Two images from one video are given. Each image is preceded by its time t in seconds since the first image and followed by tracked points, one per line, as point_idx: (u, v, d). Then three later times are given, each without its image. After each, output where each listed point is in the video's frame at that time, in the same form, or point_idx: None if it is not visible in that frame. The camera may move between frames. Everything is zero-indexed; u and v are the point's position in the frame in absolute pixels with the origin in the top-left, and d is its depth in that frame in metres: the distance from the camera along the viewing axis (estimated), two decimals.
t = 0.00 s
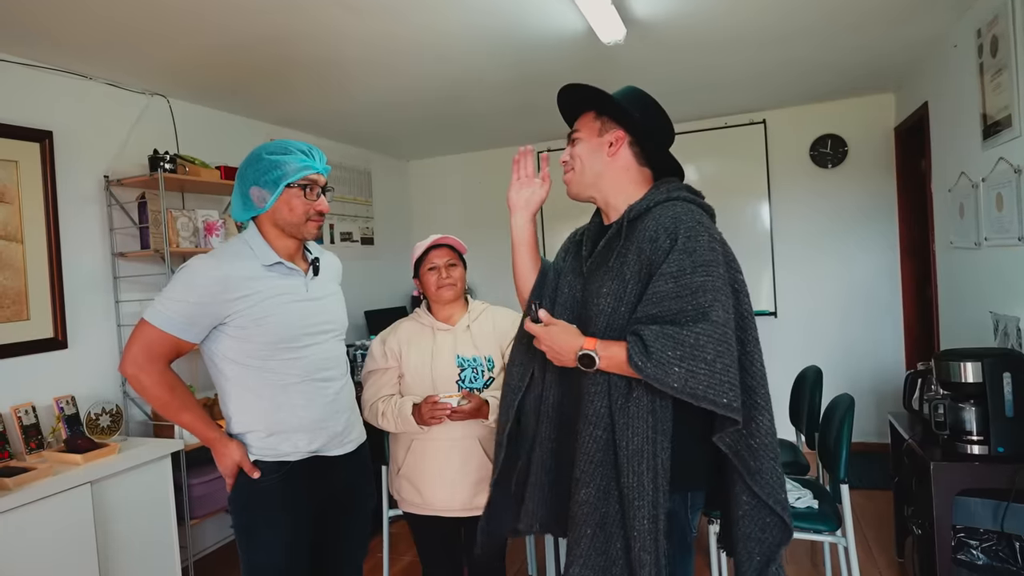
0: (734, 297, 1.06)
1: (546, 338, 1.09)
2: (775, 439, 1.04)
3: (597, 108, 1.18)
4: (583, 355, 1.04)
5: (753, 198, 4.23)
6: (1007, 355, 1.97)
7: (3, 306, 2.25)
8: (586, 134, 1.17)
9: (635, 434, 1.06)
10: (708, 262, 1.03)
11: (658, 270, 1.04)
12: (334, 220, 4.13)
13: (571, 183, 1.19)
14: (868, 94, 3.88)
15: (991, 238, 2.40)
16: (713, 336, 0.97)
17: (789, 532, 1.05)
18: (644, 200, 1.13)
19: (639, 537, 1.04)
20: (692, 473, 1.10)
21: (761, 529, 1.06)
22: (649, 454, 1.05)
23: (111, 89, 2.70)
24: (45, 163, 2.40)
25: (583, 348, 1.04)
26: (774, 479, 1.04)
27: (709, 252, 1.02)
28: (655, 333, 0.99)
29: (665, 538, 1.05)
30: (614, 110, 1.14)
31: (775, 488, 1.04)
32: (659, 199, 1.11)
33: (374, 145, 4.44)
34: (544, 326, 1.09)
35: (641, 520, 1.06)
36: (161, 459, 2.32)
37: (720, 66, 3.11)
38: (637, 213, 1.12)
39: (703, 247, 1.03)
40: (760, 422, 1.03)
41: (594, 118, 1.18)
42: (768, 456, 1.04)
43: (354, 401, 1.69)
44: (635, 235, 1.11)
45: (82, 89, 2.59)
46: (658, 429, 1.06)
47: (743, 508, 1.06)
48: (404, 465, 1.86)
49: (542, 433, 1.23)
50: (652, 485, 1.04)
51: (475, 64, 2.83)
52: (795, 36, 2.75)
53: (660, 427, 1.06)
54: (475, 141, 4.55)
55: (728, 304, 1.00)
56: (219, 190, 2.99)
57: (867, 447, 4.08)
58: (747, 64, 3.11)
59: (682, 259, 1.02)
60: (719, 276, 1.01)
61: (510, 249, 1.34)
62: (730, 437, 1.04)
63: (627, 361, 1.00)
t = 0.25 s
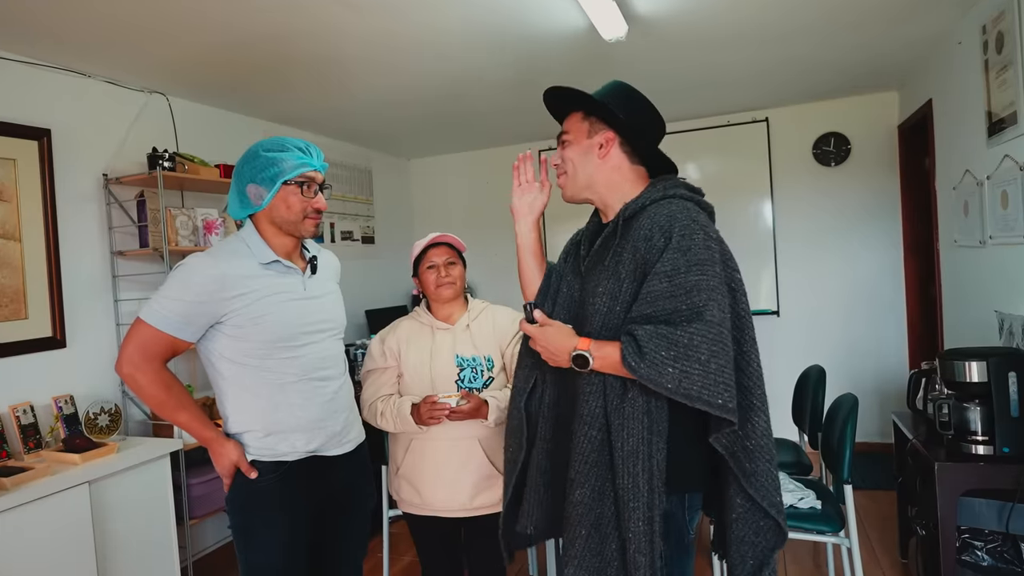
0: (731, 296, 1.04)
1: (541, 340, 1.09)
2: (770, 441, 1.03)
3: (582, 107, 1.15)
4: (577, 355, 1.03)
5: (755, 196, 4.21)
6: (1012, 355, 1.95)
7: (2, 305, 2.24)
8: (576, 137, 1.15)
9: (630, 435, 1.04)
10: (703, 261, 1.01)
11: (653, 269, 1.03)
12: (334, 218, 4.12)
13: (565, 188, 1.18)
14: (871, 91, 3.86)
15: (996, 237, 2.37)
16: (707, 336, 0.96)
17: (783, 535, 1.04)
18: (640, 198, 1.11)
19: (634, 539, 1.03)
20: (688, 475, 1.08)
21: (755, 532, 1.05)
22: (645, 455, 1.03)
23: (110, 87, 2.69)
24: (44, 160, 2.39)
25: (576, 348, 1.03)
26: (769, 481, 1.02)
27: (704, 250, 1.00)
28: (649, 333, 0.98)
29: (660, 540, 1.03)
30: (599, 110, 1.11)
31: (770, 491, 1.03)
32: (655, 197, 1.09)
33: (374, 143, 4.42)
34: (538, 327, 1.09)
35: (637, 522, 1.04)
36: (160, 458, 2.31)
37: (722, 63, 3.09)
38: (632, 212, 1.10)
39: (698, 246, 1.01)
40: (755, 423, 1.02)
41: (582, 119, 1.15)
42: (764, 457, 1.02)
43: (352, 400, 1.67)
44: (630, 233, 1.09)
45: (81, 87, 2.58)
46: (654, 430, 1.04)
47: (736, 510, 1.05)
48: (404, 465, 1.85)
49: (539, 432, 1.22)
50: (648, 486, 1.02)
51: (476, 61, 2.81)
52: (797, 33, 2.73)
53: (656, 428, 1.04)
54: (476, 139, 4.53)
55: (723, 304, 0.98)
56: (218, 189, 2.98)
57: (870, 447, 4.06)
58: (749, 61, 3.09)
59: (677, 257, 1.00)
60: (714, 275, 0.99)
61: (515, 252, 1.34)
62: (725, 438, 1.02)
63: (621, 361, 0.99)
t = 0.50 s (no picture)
0: (727, 294, 1.04)
1: (538, 340, 1.09)
2: (765, 438, 1.03)
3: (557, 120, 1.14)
4: (575, 356, 1.03)
5: (757, 195, 4.20)
6: (1016, 355, 1.94)
7: (2, 303, 2.24)
8: (556, 151, 1.15)
9: (629, 435, 1.03)
10: (698, 259, 1.00)
11: (647, 269, 1.02)
12: (335, 217, 4.11)
13: (557, 202, 1.19)
14: (874, 90, 3.85)
15: (999, 235, 2.36)
16: (702, 335, 0.95)
17: (775, 533, 1.04)
18: (633, 198, 1.10)
19: (633, 539, 1.02)
20: (687, 474, 1.07)
21: (746, 529, 1.05)
22: (644, 454, 1.02)
23: (111, 85, 2.69)
24: (44, 158, 2.38)
25: (574, 349, 1.03)
26: (764, 478, 1.02)
27: (698, 249, 1.00)
28: (645, 333, 0.98)
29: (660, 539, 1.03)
30: (571, 125, 1.10)
31: (765, 489, 1.03)
32: (648, 196, 1.08)
33: (375, 142, 4.41)
34: (536, 327, 1.09)
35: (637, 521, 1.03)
36: (160, 457, 2.30)
37: (724, 61, 3.08)
38: (628, 212, 1.09)
39: (692, 244, 1.00)
40: (751, 421, 1.01)
41: (559, 132, 1.15)
42: (759, 456, 1.02)
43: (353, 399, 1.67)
44: (625, 233, 1.08)
45: (82, 86, 2.57)
46: (653, 429, 1.03)
47: (729, 507, 1.05)
48: (404, 464, 1.84)
49: (541, 433, 1.21)
50: (647, 486, 1.02)
51: (478, 59, 2.80)
52: (800, 31, 2.72)
53: (655, 427, 1.03)
54: (477, 138, 4.52)
55: (718, 302, 0.98)
56: (219, 187, 2.97)
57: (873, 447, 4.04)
58: (751, 59, 3.08)
59: (670, 257, 0.99)
60: (708, 274, 0.98)
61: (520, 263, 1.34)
62: (721, 434, 1.02)
63: (618, 361, 0.98)
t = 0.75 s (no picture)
0: (727, 293, 1.04)
1: (541, 340, 1.09)
2: (766, 435, 1.03)
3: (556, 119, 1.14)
4: (577, 356, 1.03)
5: (760, 194, 4.20)
6: (1018, 354, 1.94)
7: (7, 301, 2.25)
8: (556, 151, 1.15)
9: (633, 434, 1.04)
10: (699, 259, 1.01)
11: (648, 269, 1.02)
12: (338, 216, 4.12)
13: (557, 202, 1.19)
14: (877, 89, 3.84)
15: (1002, 235, 2.36)
16: (704, 335, 0.96)
17: (772, 528, 1.04)
18: (634, 198, 1.10)
19: (639, 537, 1.02)
20: (690, 471, 1.08)
21: (748, 524, 1.05)
22: (647, 453, 1.03)
23: (115, 84, 2.70)
24: (49, 157, 2.40)
25: (575, 350, 1.03)
26: (765, 474, 1.03)
27: (699, 249, 1.00)
28: (647, 333, 0.98)
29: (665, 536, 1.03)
30: (573, 125, 1.10)
31: (765, 486, 1.03)
32: (648, 195, 1.09)
33: (378, 141, 4.42)
34: (538, 327, 1.09)
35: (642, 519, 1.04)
36: (164, 455, 2.31)
37: (726, 60, 3.08)
38: (627, 213, 1.09)
39: (693, 244, 1.01)
40: (752, 418, 1.02)
41: (560, 130, 1.14)
42: (759, 453, 1.03)
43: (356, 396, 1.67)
44: (626, 234, 1.09)
45: (86, 85, 2.59)
46: (655, 428, 1.04)
47: (728, 502, 1.05)
48: (407, 461, 1.85)
49: (545, 432, 1.22)
50: (651, 484, 1.02)
51: (481, 58, 2.81)
52: (802, 30, 2.72)
53: (658, 426, 1.04)
54: (480, 137, 4.53)
55: (719, 302, 0.98)
56: (223, 186, 2.98)
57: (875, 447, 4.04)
58: (753, 58, 3.08)
59: (672, 257, 1.00)
60: (709, 274, 0.99)
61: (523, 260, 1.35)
62: (721, 432, 1.03)
63: (620, 361, 0.99)
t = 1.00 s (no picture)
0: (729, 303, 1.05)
1: (542, 342, 1.10)
2: (766, 444, 1.04)
3: (577, 107, 1.15)
4: (579, 361, 1.05)
5: (762, 195, 4.21)
6: (1018, 354, 1.95)
7: (14, 300, 2.27)
8: (573, 138, 1.15)
9: (632, 437, 1.05)
10: (702, 270, 1.02)
11: (652, 278, 1.04)
12: (341, 215, 4.14)
13: (567, 191, 1.20)
14: (878, 89, 3.85)
15: (1003, 235, 2.37)
16: (706, 346, 0.97)
17: (778, 534, 1.06)
18: (639, 204, 1.12)
19: (637, 539, 1.04)
20: (690, 475, 1.09)
21: (751, 530, 1.07)
22: (646, 457, 1.04)
23: (121, 84, 2.72)
24: (55, 157, 2.42)
25: (578, 354, 1.05)
26: (765, 482, 1.04)
27: (702, 260, 1.01)
28: (649, 341, 0.99)
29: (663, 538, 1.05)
30: (594, 115, 1.11)
31: (766, 493, 1.04)
32: (654, 203, 1.10)
33: (381, 141, 4.44)
34: (541, 328, 1.10)
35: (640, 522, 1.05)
36: (169, 453, 2.32)
37: (727, 61, 3.10)
38: (632, 218, 1.11)
39: (696, 255, 1.02)
40: (753, 426, 1.03)
41: (579, 119, 1.15)
42: (761, 460, 1.04)
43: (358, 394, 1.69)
44: (630, 242, 1.10)
45: (92, 85, 2.61)
46: (655, 433, 1.05)
47: (734, 509, 1.07)
48: (410, 460, 1.87)
49: (544, 430, 1.23)
50: (650, 488, 1.04)
51: (483, 59, 2.82)
52: (803, 31, 2.73)
53: (657, 430, 1.05)
54: (482, 137, 4.54)
55: (721, 313, 1.00)
56: (227, 185, 2.99)
57: (876, 446, 4.05)
58: (755, 59, 3.09)
59: (675, 268, 1.01)
60: (712, 285, 1.00)
61: (527, 245, 1.37)
62: (724, 439, 1.04)
63: (622, 368, 1.00)
